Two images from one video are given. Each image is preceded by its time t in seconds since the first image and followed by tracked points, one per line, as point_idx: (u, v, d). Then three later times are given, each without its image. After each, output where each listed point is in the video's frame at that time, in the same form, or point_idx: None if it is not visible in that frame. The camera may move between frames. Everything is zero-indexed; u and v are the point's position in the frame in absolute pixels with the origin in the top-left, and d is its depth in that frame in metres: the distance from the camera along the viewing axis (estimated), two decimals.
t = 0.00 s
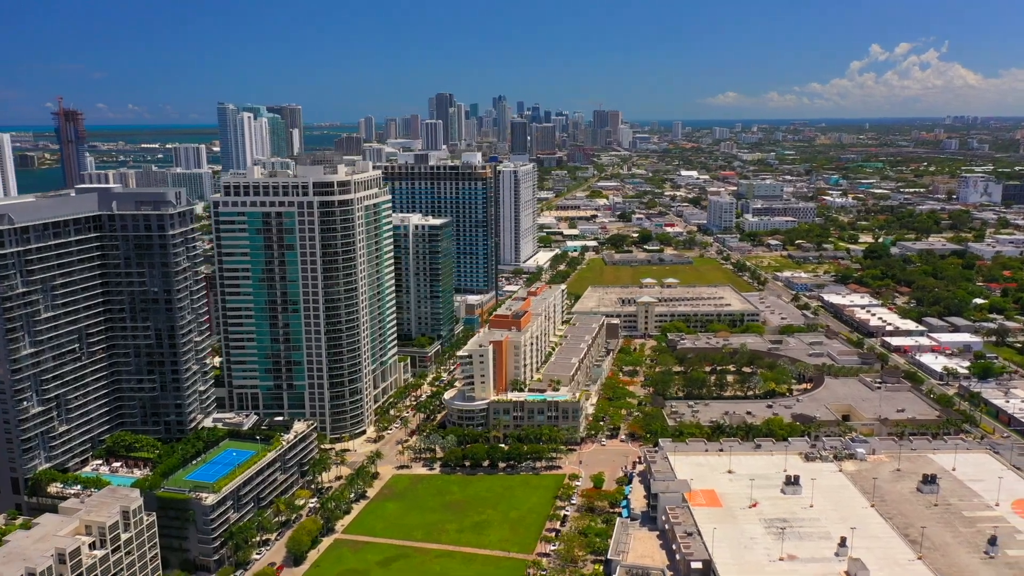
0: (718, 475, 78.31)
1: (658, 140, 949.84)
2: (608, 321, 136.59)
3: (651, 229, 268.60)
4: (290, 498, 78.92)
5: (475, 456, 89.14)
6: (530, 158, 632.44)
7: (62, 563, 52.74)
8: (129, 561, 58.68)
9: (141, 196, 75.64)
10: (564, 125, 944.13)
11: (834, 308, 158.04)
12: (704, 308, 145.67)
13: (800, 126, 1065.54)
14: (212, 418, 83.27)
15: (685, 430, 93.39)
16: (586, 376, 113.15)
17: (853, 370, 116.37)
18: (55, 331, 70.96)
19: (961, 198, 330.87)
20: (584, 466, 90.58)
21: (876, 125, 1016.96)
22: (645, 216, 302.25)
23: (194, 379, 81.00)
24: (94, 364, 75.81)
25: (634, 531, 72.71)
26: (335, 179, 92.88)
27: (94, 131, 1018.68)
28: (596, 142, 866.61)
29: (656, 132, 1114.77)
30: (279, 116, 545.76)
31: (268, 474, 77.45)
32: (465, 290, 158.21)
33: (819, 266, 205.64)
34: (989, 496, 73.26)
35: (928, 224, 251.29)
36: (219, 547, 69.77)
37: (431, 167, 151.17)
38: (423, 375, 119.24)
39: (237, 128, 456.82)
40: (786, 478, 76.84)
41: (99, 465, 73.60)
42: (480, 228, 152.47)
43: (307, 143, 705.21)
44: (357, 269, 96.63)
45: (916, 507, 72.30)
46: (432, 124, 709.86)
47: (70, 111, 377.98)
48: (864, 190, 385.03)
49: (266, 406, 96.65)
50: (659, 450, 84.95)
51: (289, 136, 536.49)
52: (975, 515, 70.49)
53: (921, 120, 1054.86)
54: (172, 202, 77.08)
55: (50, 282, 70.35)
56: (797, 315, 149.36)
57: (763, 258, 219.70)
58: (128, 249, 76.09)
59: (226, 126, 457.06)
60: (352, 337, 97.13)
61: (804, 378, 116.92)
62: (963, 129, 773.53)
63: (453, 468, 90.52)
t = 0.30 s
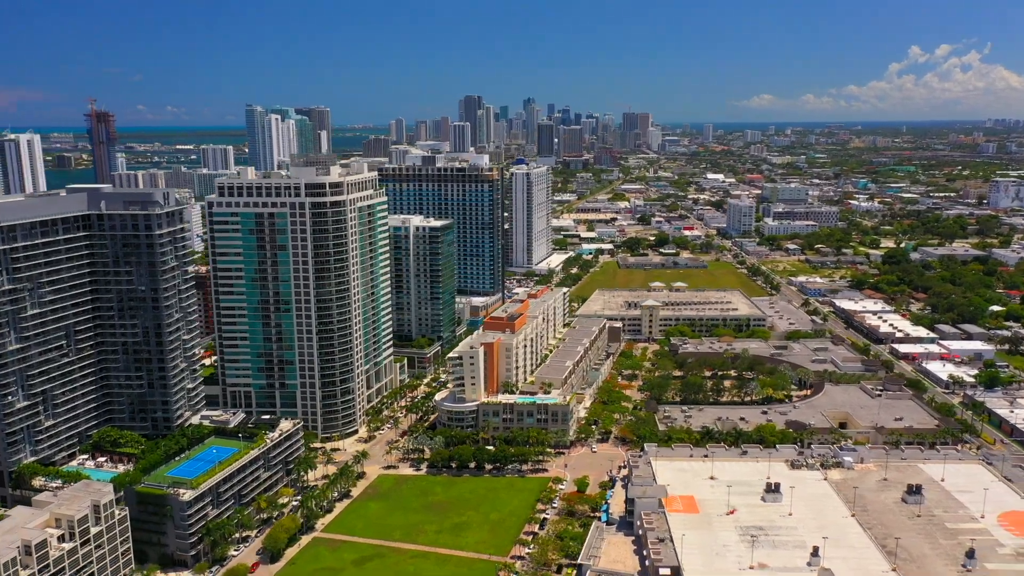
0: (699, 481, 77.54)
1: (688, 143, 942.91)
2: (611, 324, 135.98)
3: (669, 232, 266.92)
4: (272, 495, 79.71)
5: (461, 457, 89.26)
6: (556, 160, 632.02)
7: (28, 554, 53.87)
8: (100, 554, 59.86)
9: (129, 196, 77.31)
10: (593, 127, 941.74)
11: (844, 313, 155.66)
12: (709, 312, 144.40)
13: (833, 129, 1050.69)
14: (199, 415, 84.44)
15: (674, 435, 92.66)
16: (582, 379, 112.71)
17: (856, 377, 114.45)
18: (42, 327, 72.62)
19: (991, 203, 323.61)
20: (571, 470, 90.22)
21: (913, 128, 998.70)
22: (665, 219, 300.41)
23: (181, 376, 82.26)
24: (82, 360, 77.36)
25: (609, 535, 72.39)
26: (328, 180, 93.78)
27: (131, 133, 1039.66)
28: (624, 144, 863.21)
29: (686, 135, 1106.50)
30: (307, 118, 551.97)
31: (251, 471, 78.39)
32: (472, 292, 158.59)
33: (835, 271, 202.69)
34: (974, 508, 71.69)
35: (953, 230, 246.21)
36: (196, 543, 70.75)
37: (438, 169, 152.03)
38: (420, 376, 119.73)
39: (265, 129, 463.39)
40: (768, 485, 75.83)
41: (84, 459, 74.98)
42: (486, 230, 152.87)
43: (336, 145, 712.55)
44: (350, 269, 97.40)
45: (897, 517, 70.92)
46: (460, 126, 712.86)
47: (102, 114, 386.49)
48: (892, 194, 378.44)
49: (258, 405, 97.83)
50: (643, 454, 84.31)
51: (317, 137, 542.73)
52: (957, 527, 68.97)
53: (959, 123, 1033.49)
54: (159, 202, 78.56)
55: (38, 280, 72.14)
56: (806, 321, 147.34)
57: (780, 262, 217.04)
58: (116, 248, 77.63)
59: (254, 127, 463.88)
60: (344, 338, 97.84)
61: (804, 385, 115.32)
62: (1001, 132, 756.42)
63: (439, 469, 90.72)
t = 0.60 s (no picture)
0: (680, 488, 76.81)
1: (720, 147, 934.94)
2: (613, 329, 135.28)
3: (688, 236, 264.59)
4: (255, 495, 80.65)
5: (446, 461, 89.43)
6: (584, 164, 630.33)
7: None
8: (71, 549, 61.15)
9: (118, 198, 78.94)
10: (623, 131, 938.02)
11: (856, 320, 153.01)
12: (716, 318, 142.98)
13: (869, 133, 1033.78)
14: (188, 414, 85.70)
15: (662, 442, 91.88)
16: (577, 384, 112.23)
17: (858, 385, 112.34)
18: (31, 325, 74.34)
19: None
20: (556, 475, 89.87)
21: (951, 132, 978.66)
22: (686, 223, 298.03)
23: (170, 376, 83.62)
24: (72, 358, 79.04)
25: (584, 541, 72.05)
26: (320, 183, 94.71)
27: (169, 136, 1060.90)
28: (655, 148, 858.65)
29: (719, 139, 1097.88)
30: (336, 122, 557.48)
31: (234, 471, 79.40)
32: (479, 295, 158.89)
33: (854, 277, 199.17)
34: (958, 521, 70.03)
35: (980, 235, 240.60)
36: (174, 540, 71.78)
37: (446, 172, 152.72)
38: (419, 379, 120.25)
39: (293, 133, 470.21)
40: (748, 493, 74.81)
41: (71, 456, 76.44)
42: (493, 233, 153.13)
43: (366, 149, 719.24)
44: (342, 272, 98.21)
45: (877, 529, 69.50)
46: (489, 130, 714.96)
47: (134, 118, 393.94)
48: (923, 199, 371.04)
49: (252, 405, 99.11)
50: (627, 460, 83.69)
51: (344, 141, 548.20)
52: (938, 540, 67.38)
53: (1000, 127, 1010.33)
54: (148, 204, 80.07)
55: (26, 281, 73.89)
56: (815, 327, 145.09)
57: (797, 267, 213.98)
58: (105, 249, 79.22)
59: (283, 130, 470.90)
60: (337, 339, 98.63)
61: (805, 392, 113.54)
62: None
63: (425, 472, 90.97)
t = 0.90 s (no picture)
0: (659, 495, 76.12)
1: (752, 150, 924.70)
2: (616, 333, 134.53)
3: (708, 241, 262.04)
4: (239, 494, 81.67)
5: (433, 464, 89.65)
6: (611, 168, 627.87)
7: None
8: (46, 546, 62.58)
9: (108, 202, 80.69)
10: (654, 135, 932.76)
11: (868, 326, 150.27)
12: (721, 323, 141.50)
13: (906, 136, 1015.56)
14: (177, 414, 87.05)
15: (650, 448, 91.20)
16: (573, 389, 111.83)
17: (859, 393, 110.35)
18: (21, 324, 76.24)
19: None
20: (542, 479, 89.62)
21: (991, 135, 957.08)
22: (707, 228, 295.29)
23: (159, 376, 85.06)
24: (63, 358, 80.88)
25: (558, 546, 71.73)
26: (312, 187, 95.72)
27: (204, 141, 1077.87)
28: (685, 152, 852.09)
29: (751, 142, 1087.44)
30: (364, 126, 562.62)
31: (219, 470, 80.50)
32: (486, 299, 158.96)
33: (872, 282, 195.62)
34: (940, 533, 68.45)
35: (1007, 241, 234.74)
36: (155, 538, 72.95)
37: (454, 176, 153.11)
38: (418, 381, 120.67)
39: (320, 137, 476.49)
40: (727, 501, 73.87)
41: (59, 453, 78.13)
42: (499, 237, 153.20)
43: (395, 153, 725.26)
44: (335, 275, 99.12)
45: (856, 540, 68.18)
46: (517, 134, 716.00)
47: (165, 123, 401.78)
48: (955, 203, 363.06)
49: (246, 406, 100.39)
50: (610, 466, 83.18)
51: (373, 146, 554.24)
52: (917, 553, 65.88)
53: None
54: (137, 207, 81.76)
55: (16, 281, 75.69)
56: (823, 334, 142.87)
57: (816, 273, 210.82)
58: (96, 251, 80.89)
59: (310, 135, 477.67)
60: (329, 341, 99.51)
61: (805, 400, 111.85)
62: None
63: (412, 475, 91.30)
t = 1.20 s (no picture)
0: (640, 500, 75.44)
1: (786, 152, 912.01)
2: (620, 337, 133.64)
3: (729, 244, 259.07)
4: (227, 492, 82.82)
5: (421, 465, 89.91)
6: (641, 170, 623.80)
7: None
8: (26, 539, 64.26)
9: (101, 203, 82.54)
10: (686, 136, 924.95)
11: (881, 332, 147.32)
12: (729, 327, 139.81)
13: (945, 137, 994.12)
14: (170, 412, 88.53)
15: (640, 453, 90.46)
16: (569, 392, 111.39)
17: (862, 399, 108.23)
18: (15, 322, 78.17)
19: None
20: (530, 483, 89.33)
21: None
22: (730, 230, 291.94)
23: (151, 374, 86.60)
24: (57, 355, 82.75)
25: (533, 550, 71.52)
26: (307, 189, 96.82)
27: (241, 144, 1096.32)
28: (717, 154, 843.49)
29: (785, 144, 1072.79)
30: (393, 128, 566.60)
31: (206, 467, 81.68)
32: (495, 301, 158.93)
33: (893, 287, 191.67)
34: (922, 545, 66.85)
35: None
36: (139, 533, 74.26)
37: (462, 178, 153.17)
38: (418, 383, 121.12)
39: (349, 140, 481.33)
40: (708, 508, 72.93)
41: (52, 449, 79.97)
42: (507, 239, 153.11)
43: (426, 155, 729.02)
44: (330, 275, 100.09)
45: (834, 550, 66.85)
46: (546, 136, 715.14)
47: (196, 126, 408.13)
48: (989, 206, 354.40)
49: (243, 404, 101.77)
50: (594, 470, 82.70)
51: (402, 149, 558.00)
52: (895, 564, 64.47)
53: None
54: (129, 208, 83.52)
55: (10, 279, 77.67)
56: (834, 339, 140.40)
57: (836, 276, 207.23)
58: (89, 252, 82.71)
59: (339, 137, 482.46)
60: (325, 341, 100.48)
61: (807, 406, 110.01)
62: None
63: (401, 475, 91.73)
